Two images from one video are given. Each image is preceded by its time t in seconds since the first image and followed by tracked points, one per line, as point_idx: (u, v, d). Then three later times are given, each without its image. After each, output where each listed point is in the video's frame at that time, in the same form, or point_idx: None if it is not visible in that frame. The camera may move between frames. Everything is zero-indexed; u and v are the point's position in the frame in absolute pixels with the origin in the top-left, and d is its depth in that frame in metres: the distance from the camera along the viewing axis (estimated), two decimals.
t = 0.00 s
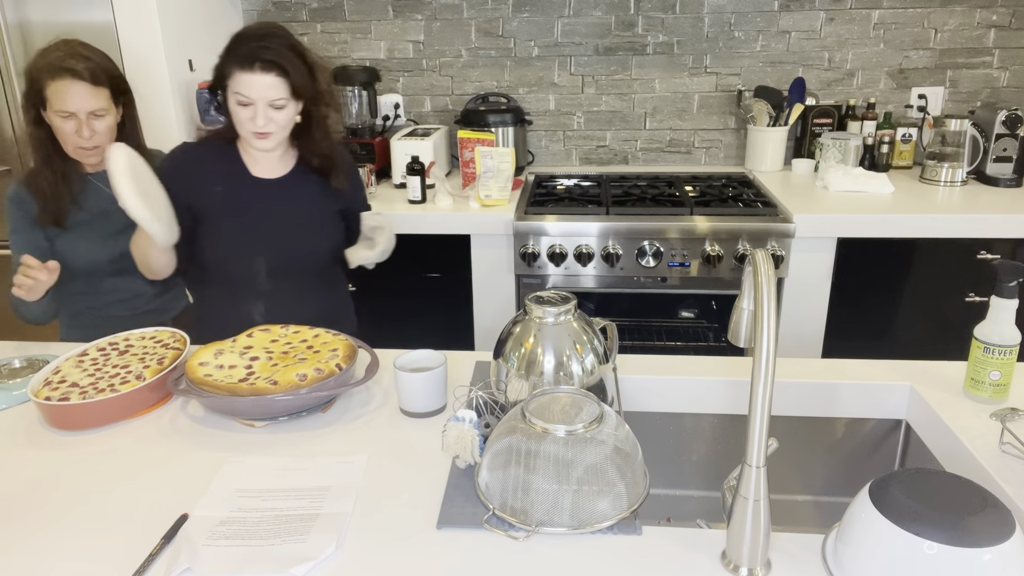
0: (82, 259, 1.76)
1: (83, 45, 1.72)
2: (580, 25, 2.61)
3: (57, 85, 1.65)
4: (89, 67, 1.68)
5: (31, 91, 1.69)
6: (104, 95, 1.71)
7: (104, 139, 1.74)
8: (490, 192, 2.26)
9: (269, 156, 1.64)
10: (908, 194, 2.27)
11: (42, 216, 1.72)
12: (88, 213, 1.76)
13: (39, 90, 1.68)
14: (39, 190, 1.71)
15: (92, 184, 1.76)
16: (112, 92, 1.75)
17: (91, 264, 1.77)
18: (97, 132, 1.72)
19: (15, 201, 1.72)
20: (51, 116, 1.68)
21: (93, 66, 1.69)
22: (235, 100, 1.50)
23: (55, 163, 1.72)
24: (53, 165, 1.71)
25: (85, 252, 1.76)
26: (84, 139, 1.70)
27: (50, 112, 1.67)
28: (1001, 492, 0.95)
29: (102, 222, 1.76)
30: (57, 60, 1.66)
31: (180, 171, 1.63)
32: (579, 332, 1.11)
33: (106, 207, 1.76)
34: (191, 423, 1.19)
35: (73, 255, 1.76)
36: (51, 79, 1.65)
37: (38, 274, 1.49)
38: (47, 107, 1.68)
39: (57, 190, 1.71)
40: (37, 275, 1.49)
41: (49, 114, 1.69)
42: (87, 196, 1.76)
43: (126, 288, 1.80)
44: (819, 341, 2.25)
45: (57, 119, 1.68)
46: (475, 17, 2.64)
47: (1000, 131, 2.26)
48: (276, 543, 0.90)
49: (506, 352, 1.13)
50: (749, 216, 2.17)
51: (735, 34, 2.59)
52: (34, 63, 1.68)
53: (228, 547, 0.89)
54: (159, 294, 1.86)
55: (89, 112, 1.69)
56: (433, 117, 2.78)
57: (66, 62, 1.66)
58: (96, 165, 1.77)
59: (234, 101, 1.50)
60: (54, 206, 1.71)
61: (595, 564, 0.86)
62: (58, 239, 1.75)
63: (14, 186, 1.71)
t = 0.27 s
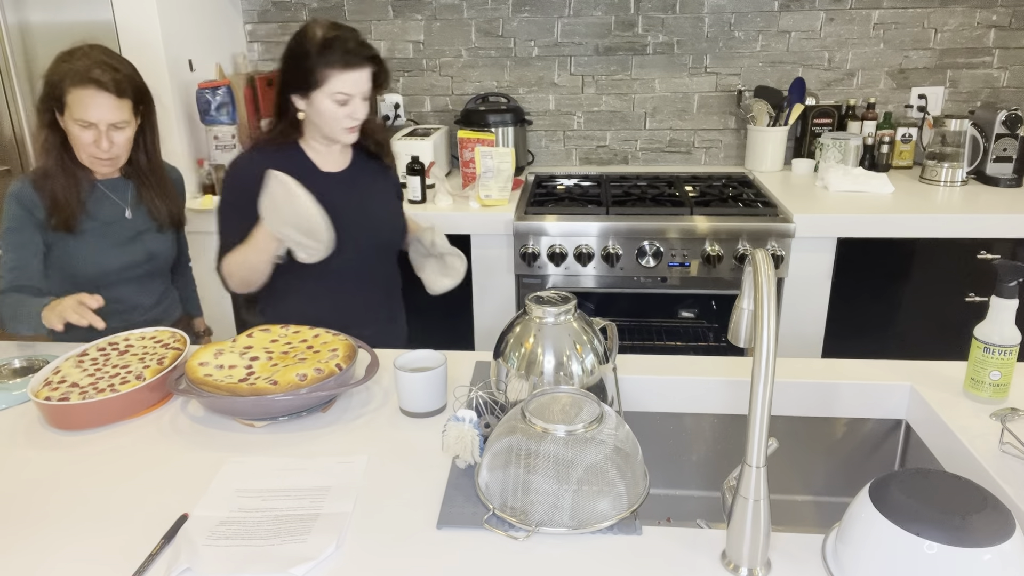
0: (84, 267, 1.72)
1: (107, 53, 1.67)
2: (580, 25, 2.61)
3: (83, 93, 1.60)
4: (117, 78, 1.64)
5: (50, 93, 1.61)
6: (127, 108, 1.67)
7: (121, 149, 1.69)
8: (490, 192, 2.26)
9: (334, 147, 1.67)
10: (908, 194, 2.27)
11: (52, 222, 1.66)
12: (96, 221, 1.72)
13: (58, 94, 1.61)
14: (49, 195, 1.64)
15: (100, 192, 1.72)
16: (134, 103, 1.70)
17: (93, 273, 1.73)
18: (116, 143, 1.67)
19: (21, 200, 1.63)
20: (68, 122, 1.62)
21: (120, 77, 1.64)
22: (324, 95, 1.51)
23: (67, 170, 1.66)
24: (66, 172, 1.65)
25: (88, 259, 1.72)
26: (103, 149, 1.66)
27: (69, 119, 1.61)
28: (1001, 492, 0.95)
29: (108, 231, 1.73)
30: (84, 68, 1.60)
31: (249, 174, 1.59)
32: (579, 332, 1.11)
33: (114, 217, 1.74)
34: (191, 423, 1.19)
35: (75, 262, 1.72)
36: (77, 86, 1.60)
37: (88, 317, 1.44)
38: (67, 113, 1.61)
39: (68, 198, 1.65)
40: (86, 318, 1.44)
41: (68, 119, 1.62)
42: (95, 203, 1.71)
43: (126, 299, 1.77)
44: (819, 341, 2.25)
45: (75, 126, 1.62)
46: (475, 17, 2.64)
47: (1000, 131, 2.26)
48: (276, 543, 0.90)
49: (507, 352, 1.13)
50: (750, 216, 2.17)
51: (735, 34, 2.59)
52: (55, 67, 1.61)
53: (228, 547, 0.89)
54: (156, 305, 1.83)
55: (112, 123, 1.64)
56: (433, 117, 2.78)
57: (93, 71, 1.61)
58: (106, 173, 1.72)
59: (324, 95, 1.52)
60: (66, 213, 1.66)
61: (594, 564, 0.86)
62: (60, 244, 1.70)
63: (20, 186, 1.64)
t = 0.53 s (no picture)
0: (86, 275, 1.67)
1: (127, 59, 1.59)
2: (580, 25, 2.61)
3: (100, 101, 1.51)
4: (136, 88, 1.55)
5: (65, 96, 1.54)
6: (145, 118, 1.58)
7: (136, 160, 1.61)
8: (490, 192, 2.26)
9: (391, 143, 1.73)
10: (909, 194, 2.27)
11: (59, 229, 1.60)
12: (102, 229, 1.67)
13: (74, 99, 1.53)
14: (57, 201, 1.58)
15: (107, 199, 1.67)
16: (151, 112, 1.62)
17: (95, 282, 1.68)
18: (130, 153, 1.59)
19: (28, 203, 1.57)
20: (83, 129, 1.54)
21: (140, 87, 1.56)
22: (406, 98, 1.61)
23: (78, 175, 1.60)
24: (76, 178, 1.60)
25: (91, 267, 1.67)
26: (117, 160, 1.57)
27: (83, 126, 1.53)
28: (1001, 492, 0.95)
29: (114, 240, 1.68)
30: (103, 76, 1.52)
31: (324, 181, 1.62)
32: (579, 332, 1.11)
33: (120, 226, 1.69)
34: (191, 423, 1.19)
35: (78, 270, 1.66)
36: (94, 94, 1.51)
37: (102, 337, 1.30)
38: (83, 121, 1.53)
39: (77, 207, 1.59)
40: (103, 340, 1.30)
41: (82, 127, 1.54)
42: (103, 211, 1.66)
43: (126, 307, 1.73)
44: (819, 341, 2.25)
45: (89, 134, 1.54)
46: (475, 17, 2.64)
47: (1000, 131, 2.26)
48: (276, 543, 0.90)
49: (507, 352, 1.13)
50: (749, 216, 2.17)
51: (735, 34, 2.59)
52: (75, 70, 1.53)
53: (228, 547, 0.89)
54: (153, 312, 1.79)
55: (128, 134, 1.56)
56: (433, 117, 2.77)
57: (112, 80, 1.52)
58: (117, 181, 1.66)
59: (407, 99, 1.61)
60: (73, 222, 1.60)
61: (594, 564, 0.86)
62: (64, 250, 1.64)
63: (27, 189, 1.58)
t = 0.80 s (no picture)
0: (94, 276, 1.66)
1: (142, 62, 1.55)
2: (580, 25, 2.61)
3: (111, 106, 1.48)
4: (149, 93, 1.51)
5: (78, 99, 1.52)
6: (157, 123, 1.54)
7: (146, 164, 1.57)
8: (490, 192, 2.26)
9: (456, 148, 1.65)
10: (909, 194, 2.27)
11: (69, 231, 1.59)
12: (113, 231, 1.67)
13: (87, 103, 1.51)
14: (67, 203, 1.57)
15: (118, 201, 1.67)
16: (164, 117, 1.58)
17: (102, 283, 1.67)
18: (141, 158, 1.55)
19: (37, 204, 1.56)
20: (95, 132, 1.51)
21: (153, 92, 1.52)
22: (484, 100, 1.51)
23: (89, 177, 1.59)
24: (88, 181, 1.59)
25: (99, 268, 1.66)
26: (127, 164, 1.54)
27: (95, 129, 1.50)
28: (1001, 492, 0.95)
29: (123, 242, 1.68)
30: (116, 80, 1.49)
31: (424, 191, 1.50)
32: (579, 332, 1.11)
33: (130, 228, 1.69)
34: (191, 423, 1.19)
35: (86, 271, 1.65)
36: (106, 99, 1.48)
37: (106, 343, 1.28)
38: (95, 125, 1.51)
39: (87, 208, 1.58)
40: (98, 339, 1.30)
41: (93, 130, 1.52)
42: (112, 211, 1.66)
43: (133, 308, 1.72)
44: (819, 341, 2.25)
45: (101, 138, 1.51)
46: (475, 17, 2.64)
47: (1000, 131, 2.26)
48: (276, 543, 0.90)
49: (507, 352, 1.13)
50: (749, 216, 2.17)
51: (735, 34, 2.59)
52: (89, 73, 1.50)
53: (228, 547, 0.89)
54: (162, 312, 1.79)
55: (138, 139, 1.52)
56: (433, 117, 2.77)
57: (125, 85, 1.49)
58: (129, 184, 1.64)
59: (486, 102, 1.52)
60: (83, 224, 1.59)
61: (594, 564, 0.86)
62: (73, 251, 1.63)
63: (38, 189, 1.57)
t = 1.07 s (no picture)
0: (102, 276, 1.66)
1: (151, 63, 1.55)
2: (580, 25, 2.61)
3: (120, 108, 1.47)
4: (157, 95, 1.50)
5: (88, 99, 1.51)
6: (165, 124, 1.54)
7: (153, 166, 1.57)
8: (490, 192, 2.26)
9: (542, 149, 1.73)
10: (909, 194, 2.27)
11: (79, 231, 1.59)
12: (121, 231, 1.66)
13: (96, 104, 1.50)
14: (76, 203, 1.57)
15: (126, 201, 1.67)
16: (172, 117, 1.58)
17: (110, 283, 1.67)
18: (148, 159, 1.55)
19: (45, 205, 1.55)
20: (104, 134, 1.51)
21: (160, 94, 1.51)
22: (580, 100, 1.64)
23: (97, 176, 1.59)
24: (96, 181, 1.59)
25: (107, 268, 1.66)
26: (134, 166, 1.54)
27: (104, 130, 1.50)
28: (1001, 492, 0.95)
29: (131, 242, 1.68)
30: (124, 81, 1.48)
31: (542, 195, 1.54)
32: (579, 332, 1.11)
33: (138, 228, 1.68)
34: (191, 423, 1.19)
35: (94, 271, 1.65)
36: (114, 100, 1.47)
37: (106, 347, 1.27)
38: (103, 125, 1.50)
39: (97, 209, 1.58)
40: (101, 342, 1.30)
41: (101, 130, 1.51)
42: (122, 211, 1.66)
43: (142, 307, 1.73)
44: (819, 341, 2.25)
45: (108, 138, 1.50)
46: (475, 17, 2.64)
47: (1000, 131, 2.26)
48: (276, 543, 0.90)
49: (507, 352, 1.13)
50: (749, 216, 2.17)
51: (735, 34, 2.59)
52: (97, 74, 1.50)
53: (228, 547, 0.89)
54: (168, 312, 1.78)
55: (146, 140, 1.52)
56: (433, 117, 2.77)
57: (133, 86, 1.48)
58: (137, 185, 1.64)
59: (583, 102, 1.66)
60: (92, 225, 1.58)
61: (594, 564, 0.86)
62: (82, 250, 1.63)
63: (46, 189, 1.56)
